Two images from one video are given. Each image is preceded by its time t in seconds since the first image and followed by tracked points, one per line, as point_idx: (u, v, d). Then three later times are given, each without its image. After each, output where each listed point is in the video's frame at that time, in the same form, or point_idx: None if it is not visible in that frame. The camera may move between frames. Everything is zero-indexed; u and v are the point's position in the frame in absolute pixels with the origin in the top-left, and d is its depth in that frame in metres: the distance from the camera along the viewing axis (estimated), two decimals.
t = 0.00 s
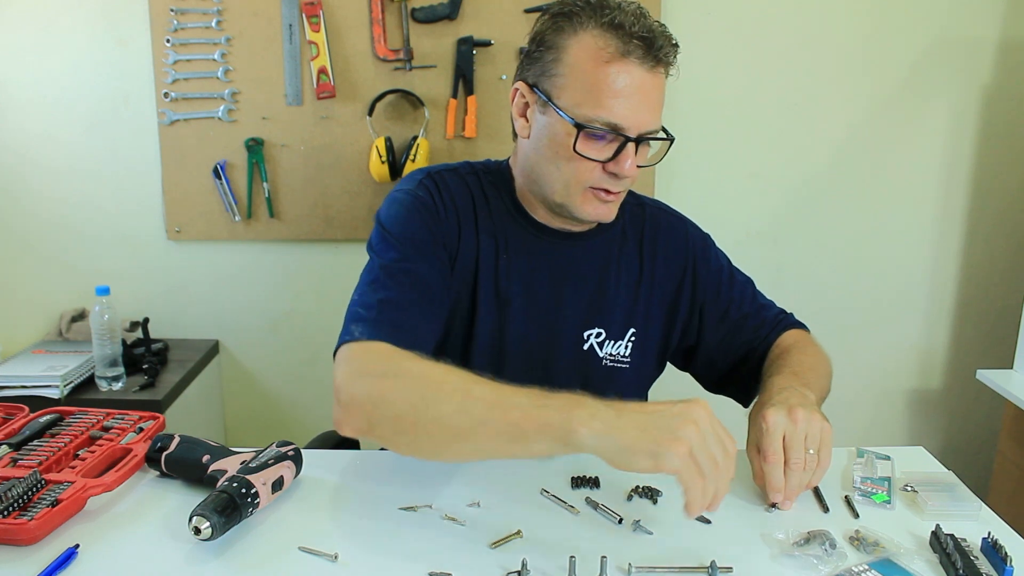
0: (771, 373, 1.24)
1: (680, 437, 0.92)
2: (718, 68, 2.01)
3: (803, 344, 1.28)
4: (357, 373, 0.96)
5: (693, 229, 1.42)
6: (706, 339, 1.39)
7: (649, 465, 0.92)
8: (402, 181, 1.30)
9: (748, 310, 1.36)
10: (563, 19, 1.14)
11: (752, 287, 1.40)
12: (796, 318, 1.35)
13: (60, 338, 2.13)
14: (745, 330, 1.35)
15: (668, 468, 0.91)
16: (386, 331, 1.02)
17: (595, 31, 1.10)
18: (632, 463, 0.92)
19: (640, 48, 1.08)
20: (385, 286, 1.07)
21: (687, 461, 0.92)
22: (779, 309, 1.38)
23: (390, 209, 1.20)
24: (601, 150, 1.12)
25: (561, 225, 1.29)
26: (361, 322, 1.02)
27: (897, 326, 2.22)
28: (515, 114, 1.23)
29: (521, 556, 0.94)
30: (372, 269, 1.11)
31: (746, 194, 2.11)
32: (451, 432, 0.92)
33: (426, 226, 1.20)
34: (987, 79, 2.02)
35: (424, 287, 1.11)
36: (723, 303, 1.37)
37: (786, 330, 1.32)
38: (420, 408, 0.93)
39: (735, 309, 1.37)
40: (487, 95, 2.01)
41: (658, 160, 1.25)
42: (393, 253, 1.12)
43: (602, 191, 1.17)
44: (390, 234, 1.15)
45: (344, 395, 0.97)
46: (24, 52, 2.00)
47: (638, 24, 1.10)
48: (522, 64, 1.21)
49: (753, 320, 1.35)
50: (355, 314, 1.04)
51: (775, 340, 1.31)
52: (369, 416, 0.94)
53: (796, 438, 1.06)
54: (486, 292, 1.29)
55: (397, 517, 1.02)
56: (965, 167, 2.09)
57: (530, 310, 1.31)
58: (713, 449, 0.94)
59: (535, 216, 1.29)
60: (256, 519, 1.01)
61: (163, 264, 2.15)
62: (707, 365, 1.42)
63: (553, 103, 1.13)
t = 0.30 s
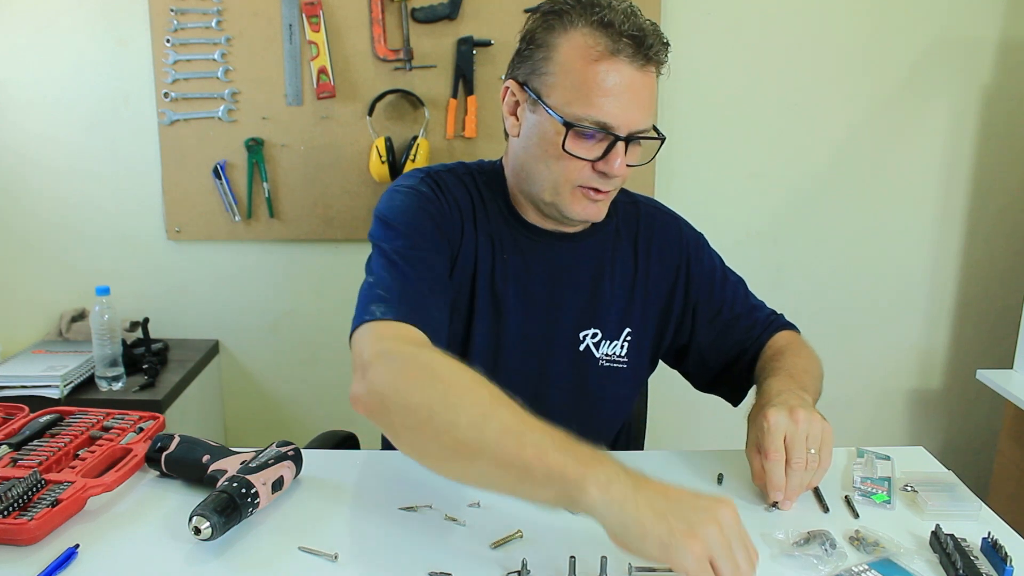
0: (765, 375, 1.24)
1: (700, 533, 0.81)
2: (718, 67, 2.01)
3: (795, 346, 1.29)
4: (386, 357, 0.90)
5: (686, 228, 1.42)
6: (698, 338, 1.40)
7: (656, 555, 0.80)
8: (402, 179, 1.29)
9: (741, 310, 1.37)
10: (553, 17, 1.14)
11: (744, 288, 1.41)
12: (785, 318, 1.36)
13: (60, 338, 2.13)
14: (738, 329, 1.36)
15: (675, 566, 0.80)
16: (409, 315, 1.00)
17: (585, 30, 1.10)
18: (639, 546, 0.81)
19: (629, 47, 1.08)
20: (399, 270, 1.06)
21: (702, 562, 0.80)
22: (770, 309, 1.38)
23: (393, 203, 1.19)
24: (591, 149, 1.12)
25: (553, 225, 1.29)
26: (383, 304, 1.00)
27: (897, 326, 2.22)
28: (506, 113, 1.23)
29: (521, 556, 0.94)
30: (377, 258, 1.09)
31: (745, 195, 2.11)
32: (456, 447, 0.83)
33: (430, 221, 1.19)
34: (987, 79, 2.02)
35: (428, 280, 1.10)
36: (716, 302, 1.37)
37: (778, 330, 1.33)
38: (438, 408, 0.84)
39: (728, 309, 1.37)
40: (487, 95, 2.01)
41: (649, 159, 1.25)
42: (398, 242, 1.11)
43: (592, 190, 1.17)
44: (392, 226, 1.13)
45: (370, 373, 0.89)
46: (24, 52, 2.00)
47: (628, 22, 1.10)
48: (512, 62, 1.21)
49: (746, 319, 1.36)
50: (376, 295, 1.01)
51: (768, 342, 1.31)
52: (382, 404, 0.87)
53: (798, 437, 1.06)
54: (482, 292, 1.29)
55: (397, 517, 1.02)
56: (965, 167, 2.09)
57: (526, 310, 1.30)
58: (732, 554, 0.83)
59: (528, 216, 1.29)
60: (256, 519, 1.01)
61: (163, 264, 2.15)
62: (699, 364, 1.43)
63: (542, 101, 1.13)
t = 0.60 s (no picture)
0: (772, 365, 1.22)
1: (632, 535, 0.70)
2: (718, 68, 2.01)
3: (808, 336, 1.27)
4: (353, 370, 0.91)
5: (691, 226, 1.42)
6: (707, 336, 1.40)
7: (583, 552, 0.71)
8: (399, 184, 1.29)
9: (749, 306, 1.36)
10: (552, 18, 1.14)
11: (752, 282, 1.40)
12: (800, 311, 1.35)
13: (60, 338, 2.13)
14: (747, 325, 1.35)
15: (601, 574, 0.68)
16: (385, 326, 0.99)
17: (583, 30, 1.10)
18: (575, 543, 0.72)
19: (627, 46, 1.08)
20: (382, 283, 1.06)
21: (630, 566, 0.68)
22: (781, 303, 1.38)
23: (387, 212, 1.19)
24: (588, 151, 1.12)
25: (553, 229, 1.29)
26: (357, 317, 0.99)
27: (897, 326, 2.22)
28: (505, 115, 1.24)
29: (521, 556, 0.94)
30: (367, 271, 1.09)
31: (745, 195, 2.11)
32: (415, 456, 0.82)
33: (425, 229, 1.19)
34: (987, 80, 2.02)
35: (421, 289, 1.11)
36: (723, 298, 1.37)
37: (790, 322, 1.32)
38: (393, 418, 0.84)
39: (736, 305, 1.37)
40: (487, 95, 2.01)
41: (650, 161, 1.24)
42: (392, 251, 1.12)
43: (591, 192, 1.17)
44: (386, 235, 1.14)
45: (338, 391, 0.90)
46: (24, 52, 2.00)
47: (626, 23, 1.10)
48: (512, 64, 1.22)
49: (755, 315, 1.35)
50: (354, 309, 1.01)
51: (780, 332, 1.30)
52: (349, 420, 0.88)
53: (790, 401, 1.03)
54: (483, 298, 1.29)
55: (397, 518, 1.02)
56: (965, 167, 2.09)
57: (528, 315, 1.30)
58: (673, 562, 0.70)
59: (528, 221, 1.29)
60: (256, 519, 1.01)
61: (163, 264, 2.15)
62: (710, 360, 1.42)
63: (540, 103, 1.13)
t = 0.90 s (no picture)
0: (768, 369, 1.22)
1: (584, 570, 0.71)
2: (718, 68, 2.01)
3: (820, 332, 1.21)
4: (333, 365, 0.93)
5: (684, 224, 1.38)
6: (701, 336, 1.34)
7: None
8: (393, 186, 1.31)
9: (741, 302, 1.29)
10: (535, 16, 1.15)
11: (752, 276, 1.33)
12: (814, 316, 1.24)
13: (60, 338, 2.13)
14: (740, 324, 1.28)
15: None
16: (366, 325, 1.02)
17: (565, 28, 1.10)
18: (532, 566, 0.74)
19: (609, 43, 1.08)
20: (367, 280, 1.08)
21: None
22: (792, 304, 1.27)
23: (377, 212, 1.22)
24: (573, 149, 1.12)
25: (543, 230, 1.29)
26: (341, 315, 1.02)
27: (897, 326, 2.22)
28: (492, 116, 1.25)
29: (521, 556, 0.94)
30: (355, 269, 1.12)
31: (746, 195, 2.11)
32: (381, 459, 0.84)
33: (413, 230, 1.21)
34: (987, 80, 2.02)
35: (402, 290, 1.13)
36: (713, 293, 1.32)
37: (789, 327, 1.22)
38: (363, 419, 0.87)
39: (725, 302, 1.30)
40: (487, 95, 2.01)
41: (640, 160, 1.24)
42: (378, 250, 1.14)
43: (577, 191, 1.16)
44: (374, 234, 1.16)
45: (315, 386, 0.93)
46: (24, 52, 2.00)
47: (609, 19, 1.10)
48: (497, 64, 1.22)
49: (749, 314, 1.28)
50: (339, 308, 1.04)
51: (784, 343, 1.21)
52: (324, 416, 0.90)
53: (706, 468, 0.87)
54: (473, 301, 1.29)
55: (397, 518, 1.02)
56: (965, 167, 2.09)
57: (518, 319, 1.31)
58: None
59: (519, 223, 1.29)
60: (256, 519, 1.01)
61: (163, 264, 2.15)
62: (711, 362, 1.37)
63: (524, 102, 1.14)
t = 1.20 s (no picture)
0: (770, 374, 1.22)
1: None
2: (717, 68, 2.01)
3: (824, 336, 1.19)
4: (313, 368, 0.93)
5: (680, 223, 1.35)
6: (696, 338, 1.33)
7: None
8: (387, 189, 1.32)
9: (736, 306, 1.27)
10: (537, 33, 1.12)
11: (750, 276, 1.30)
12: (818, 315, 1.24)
13: (60, 338, 2.13)
14: (736, 329, 1.26)
15: None
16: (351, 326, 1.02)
17: (569, 49, 1.08)
18: None
19: (616, 68, 1.06)
20: (354, 281, 1.08)
21: None
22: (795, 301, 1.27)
23: (369, 214, 1.22)
24: (576, 172, 1.11)
25: (539, 238, 1.29)
26: (327, 316, 1.02)
27: (897, 326, 2.22)
28: (488, 127, 1.23)
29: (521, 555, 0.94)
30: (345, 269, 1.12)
31: (746, 195, 2.11)
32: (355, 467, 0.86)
33: (404, 233, 1.22)
34: (986, 80, 2.02)
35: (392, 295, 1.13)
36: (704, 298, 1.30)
37: (784, 334, 1.21)
38: (339, 427, 0.87)
39: (721, 307, 1.29)
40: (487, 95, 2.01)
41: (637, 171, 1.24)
42: (369, 252, 1.14)
43: (578, 209, 1.17)
44: (366, 236, 1.16)
45: (295, 389, 0.93)
46: (24, 52, 2.00)
47: (614, 41, 1.08)
48: (493, 74, 1.20)
49: (744, 319, 1.26)
50: (325, 309, 1.04)
51: (780, 349, 1.20)
52: (302, 420, 0.91)
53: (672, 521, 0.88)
54: (467, 305, 1.30)
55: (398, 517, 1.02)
56: (964, 167, 2.09)
57: (512, 324, 1.31)
58: None
59: (514, 230, 1.29)
60: (256, 519, 1.01)
61: (163, 264, 2.15)
62: (706, 364, 1.36)
63: (525, 122, 1.12)
